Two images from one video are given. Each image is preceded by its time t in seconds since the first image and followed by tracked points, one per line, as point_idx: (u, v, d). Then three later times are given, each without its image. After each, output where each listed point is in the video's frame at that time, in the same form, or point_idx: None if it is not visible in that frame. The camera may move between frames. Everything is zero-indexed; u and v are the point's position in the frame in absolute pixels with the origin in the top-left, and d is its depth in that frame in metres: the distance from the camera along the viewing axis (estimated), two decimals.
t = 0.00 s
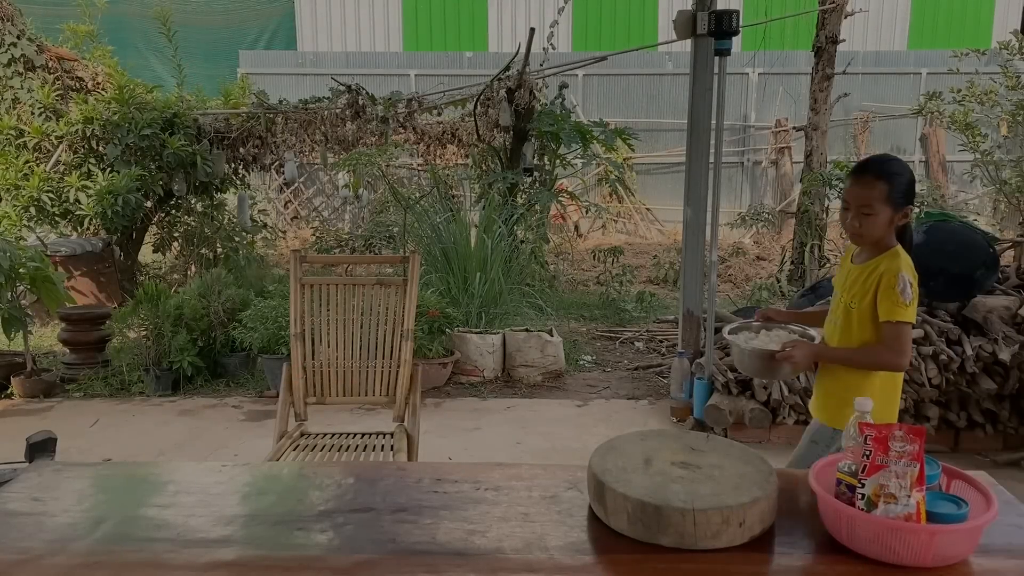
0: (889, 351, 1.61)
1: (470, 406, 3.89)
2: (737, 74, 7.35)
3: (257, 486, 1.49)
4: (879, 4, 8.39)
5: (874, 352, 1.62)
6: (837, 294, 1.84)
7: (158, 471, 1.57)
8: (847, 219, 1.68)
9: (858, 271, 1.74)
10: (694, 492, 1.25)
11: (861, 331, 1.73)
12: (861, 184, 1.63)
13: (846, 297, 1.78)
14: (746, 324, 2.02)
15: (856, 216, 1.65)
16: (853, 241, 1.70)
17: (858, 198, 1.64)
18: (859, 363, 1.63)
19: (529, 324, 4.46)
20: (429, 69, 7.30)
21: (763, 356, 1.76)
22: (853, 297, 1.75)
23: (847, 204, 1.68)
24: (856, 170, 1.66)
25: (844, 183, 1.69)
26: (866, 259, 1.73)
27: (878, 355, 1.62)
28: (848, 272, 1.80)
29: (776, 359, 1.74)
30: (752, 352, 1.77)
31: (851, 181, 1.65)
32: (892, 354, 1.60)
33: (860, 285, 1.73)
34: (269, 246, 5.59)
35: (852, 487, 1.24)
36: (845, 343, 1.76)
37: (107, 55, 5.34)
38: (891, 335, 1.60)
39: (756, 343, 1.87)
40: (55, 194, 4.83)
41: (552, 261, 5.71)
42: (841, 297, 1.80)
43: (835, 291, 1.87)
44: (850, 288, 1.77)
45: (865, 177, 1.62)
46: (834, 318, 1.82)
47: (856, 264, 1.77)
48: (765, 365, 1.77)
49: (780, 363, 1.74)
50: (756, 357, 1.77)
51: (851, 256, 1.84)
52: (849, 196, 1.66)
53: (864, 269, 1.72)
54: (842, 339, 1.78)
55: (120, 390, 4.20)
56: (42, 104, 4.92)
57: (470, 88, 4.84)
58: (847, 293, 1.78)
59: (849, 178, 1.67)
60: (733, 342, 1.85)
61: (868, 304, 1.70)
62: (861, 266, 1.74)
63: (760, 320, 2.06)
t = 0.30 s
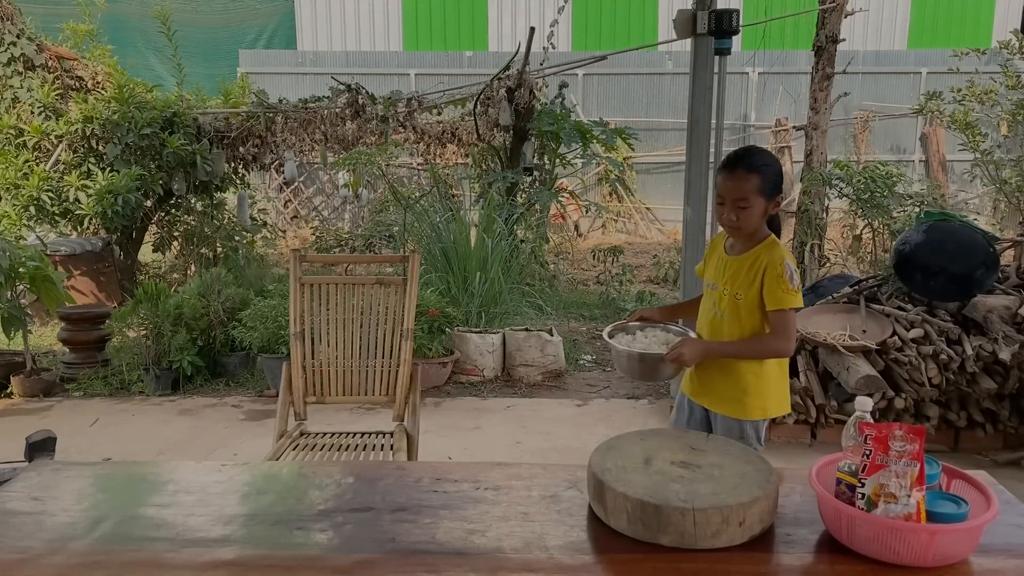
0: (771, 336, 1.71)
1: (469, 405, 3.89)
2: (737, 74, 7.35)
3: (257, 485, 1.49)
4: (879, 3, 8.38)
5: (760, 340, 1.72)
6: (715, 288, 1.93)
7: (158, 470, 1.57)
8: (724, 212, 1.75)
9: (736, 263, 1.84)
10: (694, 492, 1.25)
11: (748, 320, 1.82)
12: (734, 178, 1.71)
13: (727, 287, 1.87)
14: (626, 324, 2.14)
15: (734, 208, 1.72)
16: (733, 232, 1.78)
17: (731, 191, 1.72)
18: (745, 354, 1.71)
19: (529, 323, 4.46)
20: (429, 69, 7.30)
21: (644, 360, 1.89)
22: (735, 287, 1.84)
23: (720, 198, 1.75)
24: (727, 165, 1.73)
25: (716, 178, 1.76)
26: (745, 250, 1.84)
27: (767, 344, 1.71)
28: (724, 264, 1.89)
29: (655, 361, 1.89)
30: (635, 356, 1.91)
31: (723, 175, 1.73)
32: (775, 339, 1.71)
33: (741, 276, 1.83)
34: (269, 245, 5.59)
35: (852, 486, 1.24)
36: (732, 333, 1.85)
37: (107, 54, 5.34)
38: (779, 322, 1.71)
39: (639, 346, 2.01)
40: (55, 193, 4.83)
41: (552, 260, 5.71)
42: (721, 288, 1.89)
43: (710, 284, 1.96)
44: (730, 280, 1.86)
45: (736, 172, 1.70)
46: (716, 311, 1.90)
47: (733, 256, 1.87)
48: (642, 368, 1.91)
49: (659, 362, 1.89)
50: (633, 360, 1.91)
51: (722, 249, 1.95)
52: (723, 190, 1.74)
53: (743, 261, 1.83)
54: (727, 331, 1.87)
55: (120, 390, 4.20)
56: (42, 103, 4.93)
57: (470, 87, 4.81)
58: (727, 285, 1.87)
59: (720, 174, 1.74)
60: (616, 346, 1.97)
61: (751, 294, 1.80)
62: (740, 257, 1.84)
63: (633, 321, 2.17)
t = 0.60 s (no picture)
0: (687, 338, 1.72)
1: (469, 405, 3.89)
2: (737, 73, 7.33)
3: (258, 484, 1.49)
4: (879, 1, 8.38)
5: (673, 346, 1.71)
6: (614, 293, 1.88)
7: (158, 469, 1.57)
8: (629, 221, 1.70)
9: (640, 266, 1.81)
10: (694, 490, 1.25)
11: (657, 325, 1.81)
12: (639, 187, 1.65)
13: (632, 292, 1.83)
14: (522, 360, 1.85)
15: (640, 217, 1.67)
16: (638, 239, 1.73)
17: (637, 200, 1.66)
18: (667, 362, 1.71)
19: (529, 322, 4.47)
20: (429, 68, 7.30)
21: (555, 397, 1.60)
22: (639, 291, 1.82)
23: (624, 207, 1.68)
24: (629, 173, 1.67)
25: (618, 185, 1.69)
26: (646, 253, 1.81)
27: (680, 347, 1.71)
28: (624, 268, 1.85)
29: (571, 398, 1.59)
30: (546, 394, 1.60)
31: (627, 184, 1.66)
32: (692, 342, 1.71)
33: (645, 279, 1.81)
34: (269, 244, 5.60)
35: (853, 485, 1.23)
36: (643, 340, 1.82)
37: (106, 53, 5.32)
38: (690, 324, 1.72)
39: (546, 383, 1.71)
40: (55, 192, 4.83)
41: (552, 259, 5.71)
42: (624, 293, 1.85)
43: (606, 287, 1.91)
44: (633, 283, 1.83)
45: (642, 180, 1.64)
46: (622, 317, 1.85)
47: (633, 259, 1.84)
48: (554, 406, 1.61)
49: (572, 398, 1.60)
50: (542, 400, 1.61)
51: (615, 252, 1.90)
52: (625, 199, 1.68)
53: (647, 264, 1.80)
54: (636, 336, 1.84)
55: (120, 389, 4.20)
56: (42, 102, 4.93)
57: (470, 86, 4.80)
58: (630, 289, 1.83)
59: (624, 183, 1.67)
60: (520, 386, 1.65)
61: (658, 297, 1.79)
62: (642, 261, 1.81)
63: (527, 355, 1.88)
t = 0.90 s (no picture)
0: (659, 357, 1.68)
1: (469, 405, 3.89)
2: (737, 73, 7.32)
3: (258, 484, 1.49)
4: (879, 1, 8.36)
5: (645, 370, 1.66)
6: (572, 319, 1.79)
7: (158, 469, 1.57)
8: (591, 247, 1.59)
9: (602, 289, 1.75)
10: (695, 490, 1.25)
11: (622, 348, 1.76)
12: (602, 210, 1.55)
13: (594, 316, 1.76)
14: (485, 415, 1.53)
15: (604, 242, 1.58)
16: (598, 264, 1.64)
17: (601, 225, 1.56)
18: (647, 390, 1.63)
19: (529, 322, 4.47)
20: (429, 68, 7.30)
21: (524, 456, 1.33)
22: (602, 315, 1.75)
23: (585, 232, 1.58)
24: (589, 196, 1.56)
25: (577, 210, 1.58)
26: (605, 276, 1.75)
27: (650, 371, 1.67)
28: (583, 293, 1.76)
29: (541, 458, 1.33)
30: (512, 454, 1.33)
31: (589, 208, 1.55)
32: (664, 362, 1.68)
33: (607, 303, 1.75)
34: (269, 244, 5.60)
35: (854, 485, 1.23)
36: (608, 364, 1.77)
37: (106, 53, 5.31)
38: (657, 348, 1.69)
39: (511, 441, 1.42)
40: (56, 192, 4.83)
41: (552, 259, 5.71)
42: (586, 318, 1.77)
43: (561, 313, 1.81)
44: (595, 307, 1.76)
45: (605, 203, 1.55)
46: (585, 343, 1.78)
47: (592, 283, 1.76)
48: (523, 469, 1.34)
49: (543, 458, 1.34)
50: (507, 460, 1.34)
51: (567, 275, 1.80)
52: (586, 224, 1.57)
53: (609, 287, 1.74)
54: (601, 362, 1.78)
55: (120, 388, 4.20)
56: (42, 102, 4.93)
57: (471, 85, 4.79)
58: (592, 314, 1.76)
59: (586, 208, 1.56)
60: (481, 443, 1.37)
61: (622, 319, 1.74)
62: (603, 284, 1.75)
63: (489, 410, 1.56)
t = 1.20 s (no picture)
0: (641, 380, 1.51)
1: (469, 405, 3.89)
2: (737, 73, 7.34)
3: (258, 483, 1.49)
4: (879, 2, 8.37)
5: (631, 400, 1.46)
6: (554, 341, 1.67)
7: (159, 468, 1.57)
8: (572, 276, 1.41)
9: (584, 310, 1.63)
10: (695, 490, 1.25)
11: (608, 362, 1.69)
12: (584, 237, 1.36)
13: (578, 337, 1.65)
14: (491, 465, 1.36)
15: (587, 271, 1.39)
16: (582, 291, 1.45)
17: (583, 253, 1.36)
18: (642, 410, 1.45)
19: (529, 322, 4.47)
20: (430, 68, 7.30)
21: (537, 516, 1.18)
22: (586, 335, 1.65)
23: (566, 261, 1.38)
24: (567, 222, 1.37)
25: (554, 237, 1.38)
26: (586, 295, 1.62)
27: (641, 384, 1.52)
28: (564, 315, 1.63)
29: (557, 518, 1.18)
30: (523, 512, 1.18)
31: (568, 234, 1.36)
32: (648, 384, 1.51)
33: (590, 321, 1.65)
34: (269, 244, 5.60)
35: (853, 484, 1.24)
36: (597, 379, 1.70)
37: (106, 53, 5.31)
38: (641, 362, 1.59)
39: (522, 498, 1.26)
40: (56, 192, 4.83)
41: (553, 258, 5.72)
42: (570, 340, 1.66)
43: (542, 336, 1.68)
44: (578, 328, 1.65)
45: (587, 230, 1.35)
46: (571, 365, 1.69)
47: (572, 304, 1.63)
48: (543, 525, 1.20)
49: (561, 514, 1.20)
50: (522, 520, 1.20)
51: (544, 296, 1.65)
52: (566, 252, 1.37)
53: (592, 306, 1.62)
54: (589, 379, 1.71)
55: (121, 388, 4.21)
56: (42, 102, 4.92)
57: (471, 85, 4.78)
58: (576, 336, 1.65)
59: (564, 234, 1.36)
60: (488, 501, 1.22)
61: (606, 336, 1.65)
62: (584, 303, 1.62)
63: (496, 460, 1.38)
